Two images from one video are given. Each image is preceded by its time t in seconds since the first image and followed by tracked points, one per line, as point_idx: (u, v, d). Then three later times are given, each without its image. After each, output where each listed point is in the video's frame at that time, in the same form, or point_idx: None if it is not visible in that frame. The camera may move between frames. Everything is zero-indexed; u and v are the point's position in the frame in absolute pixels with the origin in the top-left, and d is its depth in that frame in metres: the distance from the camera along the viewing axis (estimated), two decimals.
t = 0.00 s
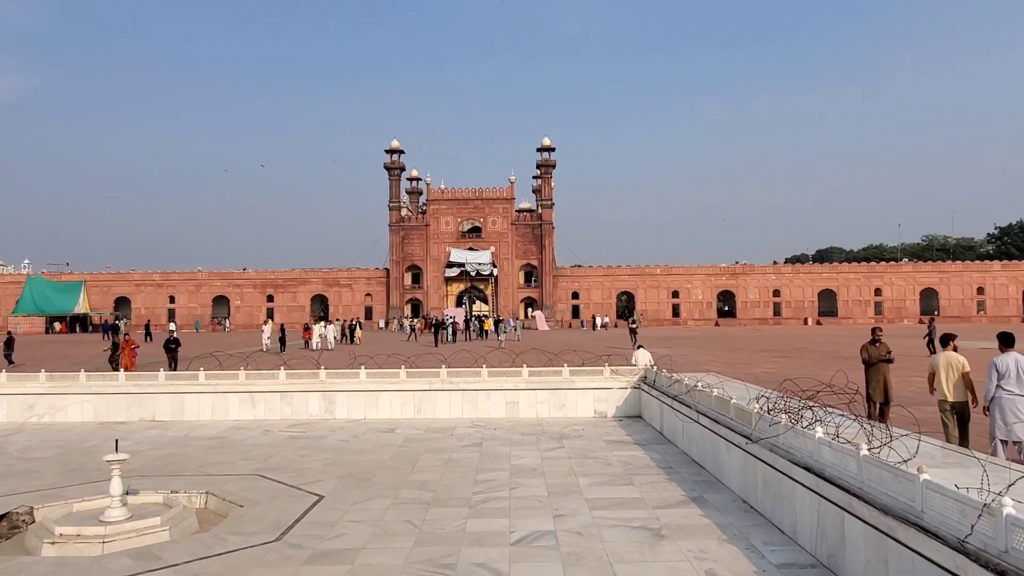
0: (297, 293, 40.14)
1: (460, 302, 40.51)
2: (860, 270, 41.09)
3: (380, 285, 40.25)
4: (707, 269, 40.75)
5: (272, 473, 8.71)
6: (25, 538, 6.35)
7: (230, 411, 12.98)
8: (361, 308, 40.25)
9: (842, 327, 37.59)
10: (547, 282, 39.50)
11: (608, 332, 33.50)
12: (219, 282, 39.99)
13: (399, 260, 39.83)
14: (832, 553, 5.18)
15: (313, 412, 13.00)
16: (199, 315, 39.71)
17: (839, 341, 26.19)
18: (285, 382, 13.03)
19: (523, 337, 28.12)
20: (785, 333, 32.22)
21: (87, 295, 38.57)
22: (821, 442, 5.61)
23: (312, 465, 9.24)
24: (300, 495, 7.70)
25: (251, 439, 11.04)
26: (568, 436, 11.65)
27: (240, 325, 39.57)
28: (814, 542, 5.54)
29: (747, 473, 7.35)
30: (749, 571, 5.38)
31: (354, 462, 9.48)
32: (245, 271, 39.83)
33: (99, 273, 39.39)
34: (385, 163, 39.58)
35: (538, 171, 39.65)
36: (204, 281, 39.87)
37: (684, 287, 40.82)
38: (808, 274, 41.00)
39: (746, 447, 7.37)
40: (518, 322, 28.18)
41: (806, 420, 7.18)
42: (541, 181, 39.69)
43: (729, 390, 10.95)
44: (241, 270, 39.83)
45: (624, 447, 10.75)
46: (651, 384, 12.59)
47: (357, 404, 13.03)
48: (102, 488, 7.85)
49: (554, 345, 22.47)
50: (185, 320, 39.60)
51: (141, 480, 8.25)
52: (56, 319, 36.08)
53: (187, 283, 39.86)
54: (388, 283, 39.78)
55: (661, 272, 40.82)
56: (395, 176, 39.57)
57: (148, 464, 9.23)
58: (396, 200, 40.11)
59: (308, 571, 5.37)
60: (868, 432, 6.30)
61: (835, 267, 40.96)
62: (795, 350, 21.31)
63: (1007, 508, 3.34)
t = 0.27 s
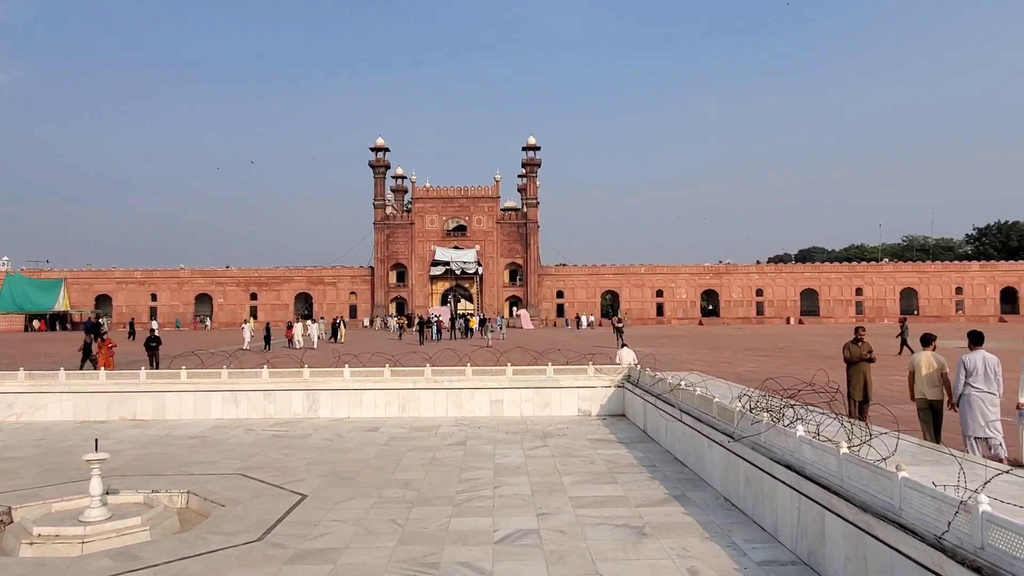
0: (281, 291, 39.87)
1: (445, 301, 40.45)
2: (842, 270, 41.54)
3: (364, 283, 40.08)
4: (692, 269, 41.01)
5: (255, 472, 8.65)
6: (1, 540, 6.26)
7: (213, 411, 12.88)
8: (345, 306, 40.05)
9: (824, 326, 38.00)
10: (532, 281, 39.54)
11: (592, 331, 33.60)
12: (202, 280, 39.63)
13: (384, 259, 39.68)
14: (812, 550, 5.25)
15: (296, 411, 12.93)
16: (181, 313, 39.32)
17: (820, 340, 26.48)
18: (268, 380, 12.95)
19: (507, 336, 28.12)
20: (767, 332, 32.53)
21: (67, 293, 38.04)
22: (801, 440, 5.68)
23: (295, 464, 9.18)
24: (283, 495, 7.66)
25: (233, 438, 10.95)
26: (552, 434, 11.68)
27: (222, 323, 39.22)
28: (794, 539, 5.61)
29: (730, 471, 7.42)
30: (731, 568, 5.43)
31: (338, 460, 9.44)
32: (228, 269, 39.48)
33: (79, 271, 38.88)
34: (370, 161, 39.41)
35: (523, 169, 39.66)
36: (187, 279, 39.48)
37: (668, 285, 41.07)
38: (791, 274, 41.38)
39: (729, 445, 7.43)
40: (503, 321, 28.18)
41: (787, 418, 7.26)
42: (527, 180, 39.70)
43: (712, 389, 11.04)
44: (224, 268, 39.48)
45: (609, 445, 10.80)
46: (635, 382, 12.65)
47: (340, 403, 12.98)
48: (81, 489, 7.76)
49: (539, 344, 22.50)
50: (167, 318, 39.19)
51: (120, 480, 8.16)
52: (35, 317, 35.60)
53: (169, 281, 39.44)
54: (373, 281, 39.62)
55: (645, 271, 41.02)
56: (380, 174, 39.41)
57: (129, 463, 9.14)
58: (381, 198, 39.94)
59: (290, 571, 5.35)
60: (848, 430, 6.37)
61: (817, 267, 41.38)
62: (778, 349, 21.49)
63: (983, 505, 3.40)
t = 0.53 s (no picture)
0: (271, 289, 39.71)
1: (436, 299, 40.41)
2: (831, 270, 41.81)
3: (355, 281, 39.98)
4: (682, 268, 41.17)
5: (243, 471, 8.62)
6: None
7: (202, 409, 12.81)
8: (336, 304, 39.93)
9: (813, 325, 38.24)
10: (524, 279, 39.56)
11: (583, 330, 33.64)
12: (192, 278, 39.41)
13: (375, 257, 39.58)
14: (800, 548, 5.29)
15: (286, 409, 12.89)
16: (170, 311, 39.09)
17: (809, 339, 26.63)
18: (257, 378, 12.90)
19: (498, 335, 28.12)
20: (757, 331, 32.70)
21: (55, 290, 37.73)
22: (790, 439, 5.72)
23: (284, 462, 9.16)
24: (272, 494, 7.64)
25: (222, 437, 10.90)
26: (542, 433, 11.70)
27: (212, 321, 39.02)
28: (782, 537, 5.65)
29: (719, 470, 7.45)
30: (720, 567, 5.46)
31: (327, 459, 9.41)
32: (218, 267, 39.28)
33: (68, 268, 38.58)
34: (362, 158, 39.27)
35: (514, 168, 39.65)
36: (176, 276, 39.25)
37: (659, 284, 41.21)
38: (781, 273, 41.61)
39: (717, 444, 7.47)
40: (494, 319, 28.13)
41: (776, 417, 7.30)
42: (518, 178, 39.71)
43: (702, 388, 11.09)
44: (214, 265, 39.28)
45: (598, 444, 10.83)
46: (625, 381, 12.68)
47: (330, 401, 12.95)
48: (69, 488, 7.71)
49: (530, 343, 22.50)
50: (156, 315, 38.95)
51: (108, 479, 8.11)
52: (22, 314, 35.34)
53: (158, 279, 39.20)
54: (364, 279, 39.53)
55: (636, 270, 41.13)
56: (372, 172, 39.28)
57: (116, 462, 9.08)
58: (372, 196, 39.82)
59: (278, 571, 5.33)
60: (836, 429, 6.42)
61: (806, 266, 41.64)
62: (768, 348, 21.59)
63: (969, 503, 3.44)
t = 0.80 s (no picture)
0: (264, 287, 39.60)
1: (430, 298, 40.36)
2: (824, 270, 41.99)
3: (349, 280, 39.90)
4: (676, 267, 41.26)
5: (234, 470, 8.60)
6: None
7: (193, 408, 12.77)
8: (329, 303, 39.84)
9: (806, 325, 38.40)
10: (517, 279, 39.57)
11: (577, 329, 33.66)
12: (184, 276, 39.25)
13: (369, 255, 39.51)
14: (790, 548, 5.31)
15: (278, 408, 12.85)
16: (163, 309, 38.92)
17: (801, 339, 26.72)
18: (249, 377, 12.86)
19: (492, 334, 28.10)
20: (750, 330, 32.80)
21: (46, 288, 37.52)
22: (780, 439, 5.74)
23: (275, 462, 9.13)
24: (263, 493, 7.62)
25: (213, 436, 10.87)
26: (534, 432, 11.71)
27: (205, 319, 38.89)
28: (772, 537, 5.67)
29: (710, 469, 7.48)
30: (710, 566, 5.48)
31: (319, 458, 9.39)
32: (211, 265, 39.14)
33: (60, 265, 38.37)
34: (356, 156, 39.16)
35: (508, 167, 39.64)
36: (169, 274, 39.08)
37: (653, 284, 41.29)
38: (774, 273, 41.75)
39: (709, 444, 7.50)
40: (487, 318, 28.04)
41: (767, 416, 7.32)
42: (512, 177, 39.71)
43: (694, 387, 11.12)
44: (207, 263, 39.13)
45: (591, 443, 10.83)
46: (618, 381, 12.69)
47: (323, 400, 12.92)
48: (58, 487, 7.67)
49: (522, 342, 22.50)
50: (148, 313, 38.78)
51: (98, 478, 8.07)
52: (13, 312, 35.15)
53: (151, 277, 39.02)
54: (358, 278, 39.45)
55: (630, 269, 41.20)
56: (366, 170, 39.18)
57: (106, 461, 9.04)
58: (366, 194, 39.72)
59: (268, 571, 5.31)
60: (826, 429, 6.45)
61: (799, 266, 41.81)
62: (760, 348, 21.66)
63: (957, 503, 3.46)
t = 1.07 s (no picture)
0: (258, 287, 39.50)
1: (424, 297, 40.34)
2: (818, 270, 42.13)
3: (343, 279, 39.83)
4: (671, 267, 41.35)
5: (226, 471, 8.57)
6: None
7: (186, 408, 12.73)
8: (324, 302, 39.76)
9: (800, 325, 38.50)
10: (512, 278, 39.58)
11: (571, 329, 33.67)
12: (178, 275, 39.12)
13: (363, 254, 39.45)
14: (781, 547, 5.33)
15: (271, 408, 12.83)
16: (156, 309, 38.78)
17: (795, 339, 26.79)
18: (242, 377, 12.83)
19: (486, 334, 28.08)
20: (744, 330, 32.88)
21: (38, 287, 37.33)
22: (772, 439, 5.75)
23: (267, 462, 9.11)
24: (255, 493, 7.60)
25: (206, 436, 10.83)
26: (528, 432, 11.71)
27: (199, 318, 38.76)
28: (764, 537, 5.69)
29: (702, 469, 7.50)
30: (701, 566, 5.49)
31: (311, 459, 9.38)
32: (205, 264, 39.02)
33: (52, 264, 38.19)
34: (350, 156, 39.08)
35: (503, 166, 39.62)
36: (162, 274, 38.95)
37: (647, 284, 41.35)
38: (768, 273, 41.87)
39: (701, 444, 7.51)
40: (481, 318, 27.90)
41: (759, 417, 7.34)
42: (507, 177, 39.70)
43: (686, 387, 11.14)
44: (201, 263, 39.01)
45: (584, 443, 10.83)
46: (611, 380, 12.70)
47: (316, 400, 12.90)
48: (49, 487, 7.63)
49: (516, 342, 22.51)
50: (142, 312, 38.63)
51: (88, 478, 8.04)
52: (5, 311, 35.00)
53: (144, 276, 38.88)
54: (352, 277, 39.39)
55: (624, 269, 41.26)
56: (360, 170, 39.11)
57: (97, 461, 9.00)
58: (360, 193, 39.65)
59: (259, 571, 5.30)
60: (818, 429, 6.47)
61: (793, 265, 41.95)
62: (754, 348, 21.71)
63: (946, 504, 3.47)
